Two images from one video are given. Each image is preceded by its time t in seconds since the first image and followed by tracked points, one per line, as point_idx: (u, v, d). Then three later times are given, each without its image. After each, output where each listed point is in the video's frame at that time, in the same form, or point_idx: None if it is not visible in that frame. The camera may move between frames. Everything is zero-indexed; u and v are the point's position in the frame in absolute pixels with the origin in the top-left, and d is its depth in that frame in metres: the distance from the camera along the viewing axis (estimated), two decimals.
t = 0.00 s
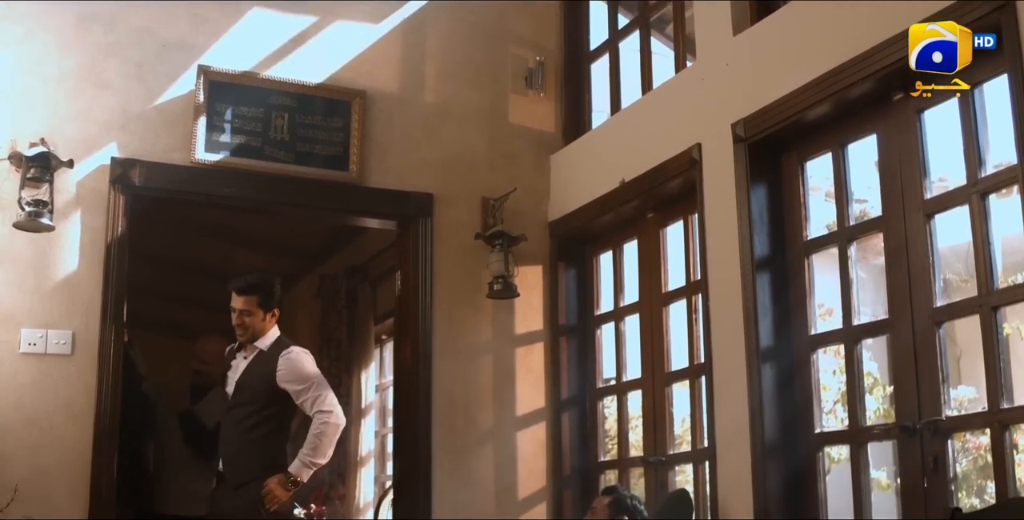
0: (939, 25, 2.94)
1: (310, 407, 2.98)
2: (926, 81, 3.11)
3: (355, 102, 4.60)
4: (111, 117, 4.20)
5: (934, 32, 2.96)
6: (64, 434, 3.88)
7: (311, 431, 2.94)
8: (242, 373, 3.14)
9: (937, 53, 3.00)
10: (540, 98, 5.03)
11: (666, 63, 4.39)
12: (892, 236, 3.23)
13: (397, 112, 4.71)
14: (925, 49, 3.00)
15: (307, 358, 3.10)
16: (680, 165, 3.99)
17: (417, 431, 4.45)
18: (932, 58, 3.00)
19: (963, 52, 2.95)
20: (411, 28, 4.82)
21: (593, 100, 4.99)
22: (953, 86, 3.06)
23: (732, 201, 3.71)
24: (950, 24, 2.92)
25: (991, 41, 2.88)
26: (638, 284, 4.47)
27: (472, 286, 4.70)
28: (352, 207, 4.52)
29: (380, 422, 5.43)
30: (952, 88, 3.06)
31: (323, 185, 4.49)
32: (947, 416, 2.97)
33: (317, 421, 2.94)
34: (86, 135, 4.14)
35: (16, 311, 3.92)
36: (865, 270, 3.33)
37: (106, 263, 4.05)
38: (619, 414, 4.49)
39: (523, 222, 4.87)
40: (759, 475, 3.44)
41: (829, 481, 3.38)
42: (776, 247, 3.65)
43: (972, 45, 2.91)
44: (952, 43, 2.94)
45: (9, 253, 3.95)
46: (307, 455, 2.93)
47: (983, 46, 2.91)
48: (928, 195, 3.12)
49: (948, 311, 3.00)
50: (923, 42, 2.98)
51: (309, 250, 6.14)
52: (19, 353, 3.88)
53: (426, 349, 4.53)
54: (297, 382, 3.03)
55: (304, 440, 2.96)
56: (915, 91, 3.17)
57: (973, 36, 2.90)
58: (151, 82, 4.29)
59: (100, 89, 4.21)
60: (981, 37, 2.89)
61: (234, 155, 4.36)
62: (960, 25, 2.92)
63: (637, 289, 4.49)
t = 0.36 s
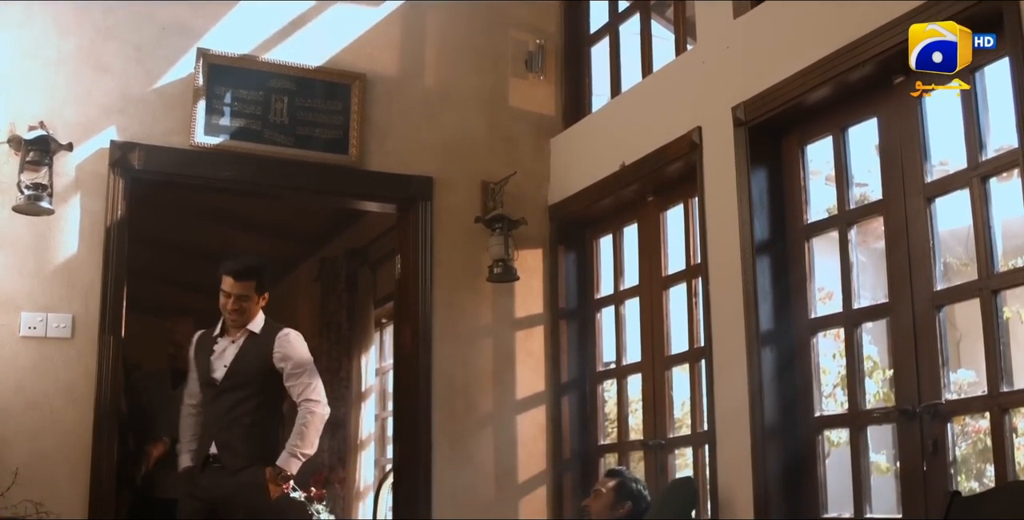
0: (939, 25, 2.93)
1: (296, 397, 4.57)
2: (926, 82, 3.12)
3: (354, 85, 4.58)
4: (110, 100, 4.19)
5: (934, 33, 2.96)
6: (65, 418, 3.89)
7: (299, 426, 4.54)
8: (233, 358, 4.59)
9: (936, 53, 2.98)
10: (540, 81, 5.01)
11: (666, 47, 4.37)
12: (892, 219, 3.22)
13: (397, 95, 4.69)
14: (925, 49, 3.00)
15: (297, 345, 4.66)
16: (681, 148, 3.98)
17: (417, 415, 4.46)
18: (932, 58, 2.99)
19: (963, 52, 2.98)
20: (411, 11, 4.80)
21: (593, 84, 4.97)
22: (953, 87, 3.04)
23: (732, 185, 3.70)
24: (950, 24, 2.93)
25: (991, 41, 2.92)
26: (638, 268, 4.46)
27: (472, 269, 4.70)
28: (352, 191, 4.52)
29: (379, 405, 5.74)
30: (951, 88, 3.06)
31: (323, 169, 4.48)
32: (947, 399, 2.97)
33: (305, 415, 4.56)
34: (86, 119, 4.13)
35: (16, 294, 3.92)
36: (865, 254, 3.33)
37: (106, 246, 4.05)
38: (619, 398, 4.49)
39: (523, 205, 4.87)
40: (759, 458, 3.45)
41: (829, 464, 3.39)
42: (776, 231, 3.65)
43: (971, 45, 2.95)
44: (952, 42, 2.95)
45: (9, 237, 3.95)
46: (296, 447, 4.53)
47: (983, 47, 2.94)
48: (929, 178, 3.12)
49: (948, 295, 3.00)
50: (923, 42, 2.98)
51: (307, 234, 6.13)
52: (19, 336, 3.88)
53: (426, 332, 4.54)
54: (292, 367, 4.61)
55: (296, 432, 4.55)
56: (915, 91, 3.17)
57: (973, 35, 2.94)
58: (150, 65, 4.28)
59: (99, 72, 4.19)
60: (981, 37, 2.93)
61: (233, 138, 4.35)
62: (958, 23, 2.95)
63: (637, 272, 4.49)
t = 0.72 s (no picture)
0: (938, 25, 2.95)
1: (268, 377, 4.60)
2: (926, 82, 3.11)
3: (354, 67, 4.57)
4: (109, 82, 4.18)
5: (934, 33, 2.97)
6: (65, 399, 3.90)
7: (270, 406, 4.59)
8: (212, 337, 4.47)
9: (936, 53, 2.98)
10: (540, 62, 5.00)
11: (667, 28, 4.35)
12: (892, 201, 3.22)
13: (396, 76, 4.68)
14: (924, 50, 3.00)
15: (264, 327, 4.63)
16: (682, 129, 3.97)
17: (417, 396, 4.46)
18: (932, 58, 2.98)
19: (964, 52, 2.96)
20: None
21: (593, 65, 4.95)
22: (954, 87, 3.02)
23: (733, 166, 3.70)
24: (950, 24, 2.94)
25: (991, 40, 2.92)
26: (638, 250, 4.46)
27: (472, 251, 4.70)
28: (352, 172, 4.51)
29: (379, 387, 5.73)
30: (952, 88, 3.05)
31: (323, 150, 4.48)
32: (947, 381, 2.98)
33: (276, 394, 4.60)
34: (85, 100, 4.12)
35: (16, 276, 3.92)
36: (866, 236, 3.33)
37: (105, 228, 4.04)
38: (619, 379, 4.49)
39: (523, 187, 4.86)
40: (759, 439, 3.46)
41: (828, 445, 3.39)
42: (776, 212, 3.65)
43: (971, 45, 2.94)
44: (952, 42, 2.95)
45: (9, 218, 3.94)
46: (269, 424, 4.58)
47: (983, 47, 2.93)
48: (930, 160, 3.11)
49: (948, 277, 2.99)
50: (923, 42, 2.99)
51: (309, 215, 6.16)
52: (19, 318, 3.89)
53: (426, 314, 4.54)
54: (268, 347, 4.62)
55: (264, 409, 4.60)
56: (915, 90, 3.15)
57: (973, 35, 2.94)
58: (149, 47, 4.26)
59: (98, 54, 4.18)
60: (981, 37, 2.93)
61: (233, 119, 4.34)
62: (957, 24, 2.97)
63: (637, 254, 4.48)
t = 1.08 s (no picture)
0: (939, 26, 3.01)
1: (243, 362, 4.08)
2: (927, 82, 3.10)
3: (354, 48, 4.55)
4: (107, 63, 4.16)
5: (934, 32, 3.03)
6: (65, 381, 3.91)
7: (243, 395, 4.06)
8: (197, 322, 4.00)
9: (936, 53, 3.01)
10: (539, 44, 4.98)
11: (667, 9, 4.34)
12: (892, 183, 3.21)
13: (396, 58, 4.66)
14: (924, 51, 3.04)
15: (242, 301, 4.15)
16: (682, 112, 3.96)
17: (417, 378, 4.47)
18: (932, 58, 3.01)
19: (964, 52, 2.98)
20: None
21: (593, 46, 4.93)
22: (954, 87, 3.01)
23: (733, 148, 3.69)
24: (951, 24, 2.99)
25: (991, 40, 2.93)
26: (638, 231, 4.46)
27: (472, 233, 4.69)
28: (352, 153, 4.50)
29: (379, 368, 5.75)
30: (952, 88, 3.03)
31: (323, 132, 4.46)
32: (947, 363, 2.98)
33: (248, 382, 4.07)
34: (83, 81, 4.11)
35: (16, 257, 3.92)
36: (866, 218, 3.32)
37: (105, 210, 4.04)
38: (619, 361, 4.50)
39: (523, 168, 4.85)
40: (759, 421, 3.47)
41: (828, 427, 3.40)
42: (776, 194, 3.64)
43: (971, 45, 2.96)
44: (951, 42, 2.99)
45: (8, 200, 3.94)
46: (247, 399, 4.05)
47: (983, 47, 2.95)
48: (932, 141, 3.10)
49: (948, 259, 2.99)
50: (923, 42, 3.05)
51: (309, 197, 6.16)
52: (19, 300, 3.89)
53: (426, 296, 4.54)
54: (246, 328, 4.12)
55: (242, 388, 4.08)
56: (915, 90, 3.14)
57: (973, 35, 2.97)
58: (147, 28, 4.25)
59: (96, 35, 4.16)
60: (981, 37, 2.94)
61: (232, 101, 4.33)
62: (959, 25, 3.01)
63: (637, 236, 4.48)
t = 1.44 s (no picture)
0: (940, 25, 2.99)
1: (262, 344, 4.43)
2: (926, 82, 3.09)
3: (353, 30, 4.53)
4: (106, 45, 4.15)
5: (934, 33, 3.01)
6: (65, 363, 3.91)
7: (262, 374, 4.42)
8: (215, 306, 4.34)
9: (937, 53, 2.98)
10: (539, 25, 4.96)
11: None
12: (892, 165, 3.21)
13: (396, 40, 4.65)
14: (924, 51, 3.02)
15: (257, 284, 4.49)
16: (682, 94, 3.96)
17: (416, 360, 4.47)
18: (932, 58, 2.99)
19: (964, 52, 2.94)
20: None
21: (593, 28, 4.91)
22: (953, 87, 3.01)
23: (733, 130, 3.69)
24: (950, 24, 2.96)
25: (991, 40, 2.90)
26: (638, 214, 4.45)
27: (472, 215, 4.69)
28: (352, 135, 4.49)
29: (379, 351, 5.86)
30: (952, 88, 3.03)
31: (322, 114, 4.45)
32: (946, 346, 2.98)
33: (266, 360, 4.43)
34: (82, 63, 4.09)
35: (16, 239, 3.91)
36: (866, 201, 3.32)
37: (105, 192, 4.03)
38: (619, 343, 4.50)
39: (523, 150, 4.84)
40: (759, 405, 3.47)
41: (828, 409, 3.40)
42: (777, 177, 3.63)
43: (971, 45, 2.93)
44: (952, 42, 2.95)
45: (8, 182, 3.94)
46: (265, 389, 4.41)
47: (983, 47, 2.92)
48: (932, 124, 3.09)
49: (948, 242, 2.99)
50: (922, 42, 3.03)
51: (309, 179, 6.16)
52: (19, 282, 3.89)
53: (426, 278, 4.54)
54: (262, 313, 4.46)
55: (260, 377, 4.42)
56: (915, 91, 3.13)
57: (973, 35, 2.93)
58: (146, 9, 4.23)
59: (95, 17, 4.15)
60: (981, 37, 2.91)
61: (231, 83, 4.31)
62: (960, 25, 2.98)
63: (637, 218, 4.48)
